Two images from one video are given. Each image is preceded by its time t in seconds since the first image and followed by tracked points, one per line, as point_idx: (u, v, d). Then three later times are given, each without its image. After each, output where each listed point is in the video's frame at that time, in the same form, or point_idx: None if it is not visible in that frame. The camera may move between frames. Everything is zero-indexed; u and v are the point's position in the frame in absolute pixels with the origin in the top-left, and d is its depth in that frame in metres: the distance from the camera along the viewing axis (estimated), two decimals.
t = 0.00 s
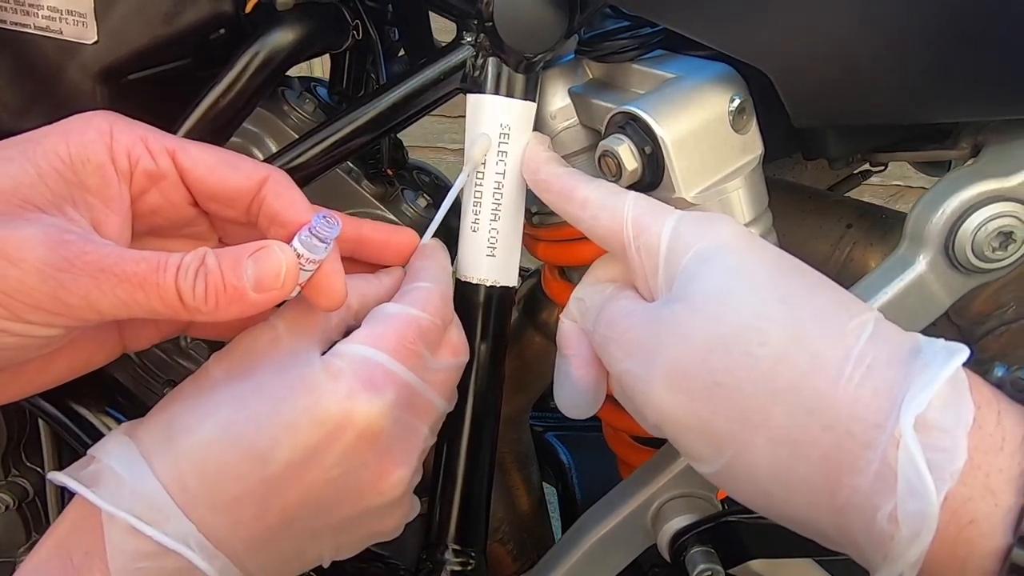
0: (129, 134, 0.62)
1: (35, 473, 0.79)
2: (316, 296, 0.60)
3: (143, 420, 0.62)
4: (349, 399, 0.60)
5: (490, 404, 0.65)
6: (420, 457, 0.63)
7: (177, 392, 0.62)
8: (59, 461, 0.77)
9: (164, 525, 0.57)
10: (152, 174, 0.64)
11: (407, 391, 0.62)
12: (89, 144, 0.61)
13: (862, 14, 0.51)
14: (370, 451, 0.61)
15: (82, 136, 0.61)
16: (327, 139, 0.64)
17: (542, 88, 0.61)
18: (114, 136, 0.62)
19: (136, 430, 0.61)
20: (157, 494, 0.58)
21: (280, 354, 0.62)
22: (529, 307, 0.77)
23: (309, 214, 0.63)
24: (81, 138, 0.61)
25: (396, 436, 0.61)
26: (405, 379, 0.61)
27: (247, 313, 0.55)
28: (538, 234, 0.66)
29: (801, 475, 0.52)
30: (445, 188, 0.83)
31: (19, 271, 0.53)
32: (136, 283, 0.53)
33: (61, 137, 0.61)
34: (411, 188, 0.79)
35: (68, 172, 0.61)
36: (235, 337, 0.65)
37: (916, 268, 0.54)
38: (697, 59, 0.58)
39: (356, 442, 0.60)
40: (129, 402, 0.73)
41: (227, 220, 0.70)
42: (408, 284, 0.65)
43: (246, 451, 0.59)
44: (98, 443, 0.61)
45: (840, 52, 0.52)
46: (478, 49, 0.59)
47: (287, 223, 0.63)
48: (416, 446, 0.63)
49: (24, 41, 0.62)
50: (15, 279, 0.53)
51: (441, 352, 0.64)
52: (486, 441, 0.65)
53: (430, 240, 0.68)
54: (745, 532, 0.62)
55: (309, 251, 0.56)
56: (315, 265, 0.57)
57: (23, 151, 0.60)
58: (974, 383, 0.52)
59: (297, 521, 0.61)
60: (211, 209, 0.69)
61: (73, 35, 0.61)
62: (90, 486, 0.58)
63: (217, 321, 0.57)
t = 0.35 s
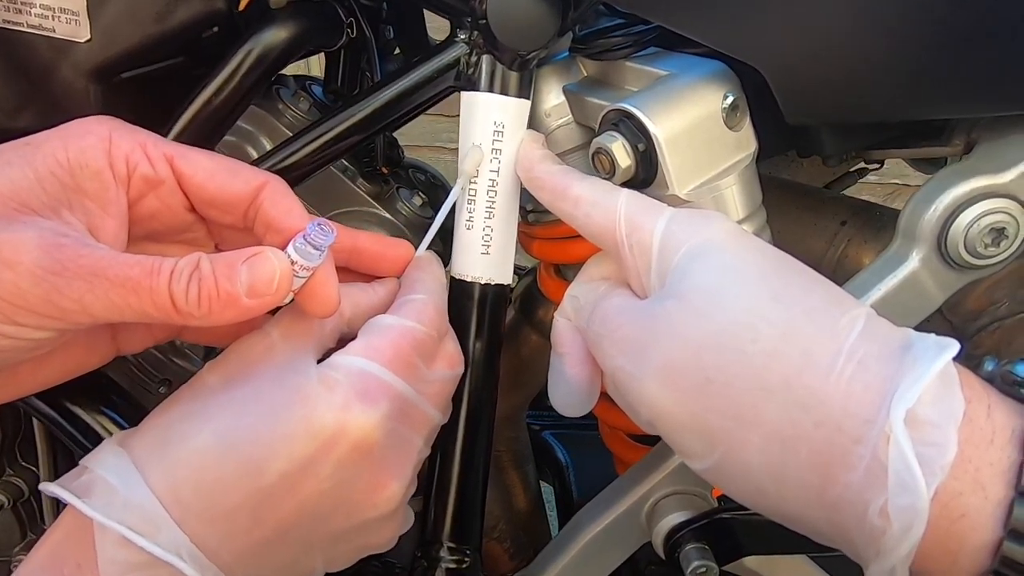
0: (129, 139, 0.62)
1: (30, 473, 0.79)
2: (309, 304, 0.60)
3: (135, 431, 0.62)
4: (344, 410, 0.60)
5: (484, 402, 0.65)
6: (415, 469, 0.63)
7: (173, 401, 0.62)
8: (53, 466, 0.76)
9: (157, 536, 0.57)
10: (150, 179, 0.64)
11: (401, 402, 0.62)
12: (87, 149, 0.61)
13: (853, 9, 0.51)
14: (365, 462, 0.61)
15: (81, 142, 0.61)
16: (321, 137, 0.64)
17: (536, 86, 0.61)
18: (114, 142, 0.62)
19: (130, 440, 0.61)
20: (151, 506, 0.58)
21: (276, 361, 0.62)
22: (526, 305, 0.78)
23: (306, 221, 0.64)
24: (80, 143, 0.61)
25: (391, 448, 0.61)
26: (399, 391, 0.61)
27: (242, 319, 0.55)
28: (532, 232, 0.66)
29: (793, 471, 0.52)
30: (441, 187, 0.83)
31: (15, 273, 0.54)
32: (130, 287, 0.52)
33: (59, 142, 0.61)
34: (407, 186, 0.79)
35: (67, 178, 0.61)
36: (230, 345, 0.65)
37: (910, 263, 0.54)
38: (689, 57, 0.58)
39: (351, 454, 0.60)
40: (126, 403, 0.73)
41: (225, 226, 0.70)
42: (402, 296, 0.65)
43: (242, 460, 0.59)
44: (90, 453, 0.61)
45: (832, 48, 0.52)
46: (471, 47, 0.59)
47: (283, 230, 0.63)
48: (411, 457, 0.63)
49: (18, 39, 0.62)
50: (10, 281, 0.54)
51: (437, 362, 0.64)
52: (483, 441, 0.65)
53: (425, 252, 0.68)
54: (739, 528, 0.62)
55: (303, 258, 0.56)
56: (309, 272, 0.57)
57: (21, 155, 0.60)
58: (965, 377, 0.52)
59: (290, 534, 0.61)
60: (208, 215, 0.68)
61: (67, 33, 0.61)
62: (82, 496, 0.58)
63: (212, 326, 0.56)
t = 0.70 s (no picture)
0: (125, 148, 0.62)
1: (24, 472, 0.78)
2: (301, 320, 0.60)
3: (124, 448, 0.62)
4: (339, 433, 0.59)
5: (482, 400, 0.65)
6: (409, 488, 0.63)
7: (163, 418, 0.62)
8: (47, 468, 0.76)
9: (145, 557, 0.57)
10: (145, 189, 0.63)
11: (395, 424, 0.61)
12: (83, 157, 0.61)
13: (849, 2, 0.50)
14: (359, 484, 0.60)
15: (77, 149, 0.61)
16: (317, 133, 0.64)
17: (533, 81, 0.61)
18: (110, 151, 0.62)
19: (121, 458, 0.61)
20: (141, 526, 0.58)
21: (269, 378, 0.61)
22: (523, 304, 0.77)
23: (300, 234, 0.63)
24: (77, 151, 0.61)
25: (385, 470, 0.61)
26: (394, 411, 0.60)
27: (232, 332, 0.54)
28: (530, 229, 0.66)
29: (789, 467, 0.52)
30: (439, 184, 0.82)
31: (3, 282, 0.53)
32: (119, 298, 0.52)
33: (55, 149, 0.61)
34: (403, 183, 0.78)
35: (60, 185, 0.60)
36: (223, 358, 0.64)
37: (909, 258, 0.54)
38: (683, 50, 0.57)
39: (345, 477, 0.59)
40: (120, 402, 0.72)
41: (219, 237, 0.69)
42: (398, 315, 0.65)
43: (233, 482, 0.59)
44: (78, 471, 0.61)
45: (829, 42, 0.52)
46: (467, 42, 0.58)
47: (277, 244, 0.63)
48: (405, 478, 0.62)
49: (8, 33, 0.61)
50: None
51: (432, 382, 0.63)
52: (479, 439, 0.65)
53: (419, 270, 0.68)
54: (737, 526, 0.61)
55: (294, 273, 0.55)
56: (301, 287, 0.57)
57: (15, 161, 0.59)
58: (964, 373, 0.52)
59: (282, 554, 0.61)
60: (202, 225, 0.67)
61: (58, 28, 0.61)
62: (69, 517, 0.58)
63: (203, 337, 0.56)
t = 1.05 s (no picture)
0: (139, 171, 0.62)
1: (29, 471, 0.78)
2: (303, 345, 0.60)
3: (127, 472, 0.61)
4: (343, 462, 0.59)
5: (484, 399, 0.65)
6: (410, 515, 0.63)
7: (167, 442, 0.61)
8: (51, 466, 0.76)
9: None
10: (157, 213, 0.64)
11: (398, 452, 0.61)
12: (97, 180, 0.61)
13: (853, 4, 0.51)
14: (362, 512, 0.60)
15: (92, 173, 0.62)
16: (319, 134, 0.64)
17: (535, 82, 0.61)
18: (125, 174, 0.62)
19: (123, 483, 0.60)
20: (144, 554, 0.57)
21: (274, 406, 0.61)
22: (525, 304, 0.78)
23: (307, 262, 0.64)
24: (91, 174, 0.61)
25: (387, 498, 0.61)
26: (396, 439, 0.61)
27: (236, 356, 0.54)
28: (532, 229, 0.66)
29: (790, 467, 0.52)
30: (439, 184, 0.83)
31: (13, 305, 0.52)
32: (126, 320, 0.52)
33: (70, 171, 0.61)
34: (405, 183, 0.78)
35: (74, 208, 0.61)
36: (226, 383, 0.64)
37: (910, 259, 0.54)
38: (685, 51, 0.58)
39: (348, 505, 0.59)
40: (122, 400, 0.72)
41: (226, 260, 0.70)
42: (400, 342, 0.65)
43: (236, 510, 0.58)
44: (81, 497, 0.60)
45: (832, 43, 0.52)
46: (471, 42, 0.58)
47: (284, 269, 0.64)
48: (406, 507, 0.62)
49: (11, 34, 0.61)
50: (9, 312, 0.53)
51: (433, 409, 0.64)
52: (481, 436, 0.65)
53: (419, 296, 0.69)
54: (739, 524, 0.62)
55: (300, 300, 0.55)
56: (305, 313, 0.57)
57: (31, 182, 0.60)
58: (966, 372, 0.52)
59: None
60: (211, 249, 0.68)
61: (63, 29, 0.61)
62: (72, 543, 0.57)
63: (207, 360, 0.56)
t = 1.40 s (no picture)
0: (145, 193, 0.63)
1: (31, 470, 0.79)
2: (301, 364, 0.60)
3: (126, 501, 0.61)
4: (342, 488, 0.59)
5: (485, 400, 0.65)
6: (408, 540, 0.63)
7: (166, 469, 0.62)
8: (54, 467, 0.76)
9: None
10: (161, 234, 0.64)
11: (398, 479, 0.62)
12: (104, 201, 0.62)
13: (856, 5, 0.51)
14: (360, 539, 0.60)
15: (99, 193, 0.62)
16: (322, 134, 0.64)
17: (537, 83, 0.62)
18: (131, 196, 0.63)
19: (123, 513, 0.60)
20: None
21: (273, 430, 0.62)
22: (526, 304, 0.78)
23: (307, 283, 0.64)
24: (98, 195, 0.62)
25: (386, 524, 0.61)
26: (395, 465, 0.61)
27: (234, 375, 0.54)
28: (533, 230, 0.66)
29: (792, 466, 0.52)
30: (440, 184, 0.83)
31: (17, 322, 0.53)
32: (126, 339, 0.52)
33: (78, 192, 0.62)
34: (407, 183, 0.79)
35: (81, 229, 0.61)
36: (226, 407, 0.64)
37: (911, 260, 0.55)
38: (688, 53, 0.58)
39: (347, 531, 0.60)
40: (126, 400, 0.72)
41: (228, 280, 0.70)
42: (398, 368, 0.66)
43: (235, 538, 0.58)
44: (80, 527, 0.60)
45: (833, 44, 0.52)
46: (472, 43, 0.58)
47: (284, 290, 0.64)
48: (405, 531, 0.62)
49: (16, 35, 0.61)
50: (12, 329, 0.53)
51: (432, 433, 0.64)
52: (483, 435, 0.65)
53: (417, 320, 0.70)
54: (740, 524, 0.62)
55: (298, 321, 0.56)
56: (304, 333, 0.58)
57: (39, 203, 0.60)
58: (967, 372, 0.52)
59: None
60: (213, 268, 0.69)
61: (67, 30, 0.61)
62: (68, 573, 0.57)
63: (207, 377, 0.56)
